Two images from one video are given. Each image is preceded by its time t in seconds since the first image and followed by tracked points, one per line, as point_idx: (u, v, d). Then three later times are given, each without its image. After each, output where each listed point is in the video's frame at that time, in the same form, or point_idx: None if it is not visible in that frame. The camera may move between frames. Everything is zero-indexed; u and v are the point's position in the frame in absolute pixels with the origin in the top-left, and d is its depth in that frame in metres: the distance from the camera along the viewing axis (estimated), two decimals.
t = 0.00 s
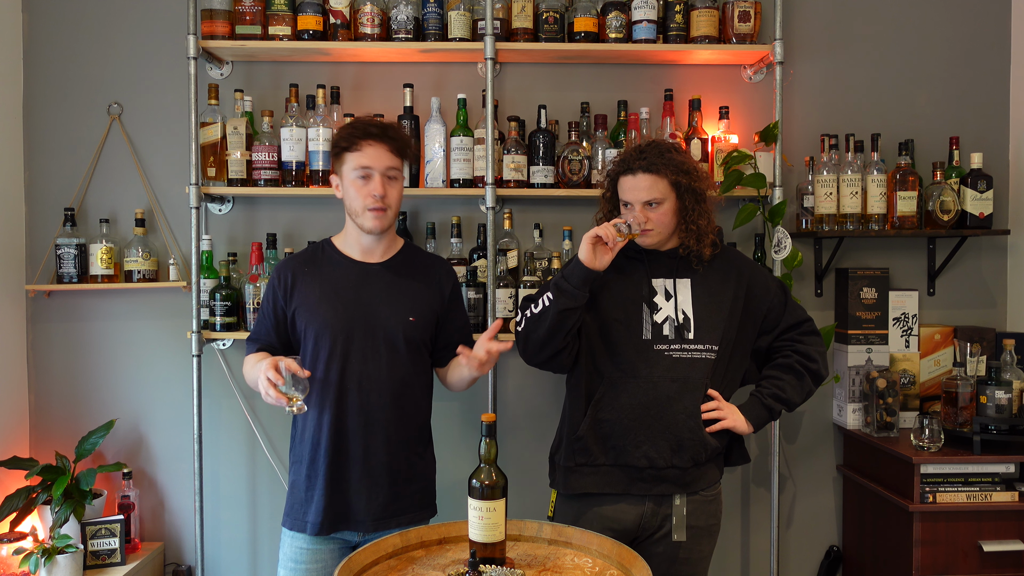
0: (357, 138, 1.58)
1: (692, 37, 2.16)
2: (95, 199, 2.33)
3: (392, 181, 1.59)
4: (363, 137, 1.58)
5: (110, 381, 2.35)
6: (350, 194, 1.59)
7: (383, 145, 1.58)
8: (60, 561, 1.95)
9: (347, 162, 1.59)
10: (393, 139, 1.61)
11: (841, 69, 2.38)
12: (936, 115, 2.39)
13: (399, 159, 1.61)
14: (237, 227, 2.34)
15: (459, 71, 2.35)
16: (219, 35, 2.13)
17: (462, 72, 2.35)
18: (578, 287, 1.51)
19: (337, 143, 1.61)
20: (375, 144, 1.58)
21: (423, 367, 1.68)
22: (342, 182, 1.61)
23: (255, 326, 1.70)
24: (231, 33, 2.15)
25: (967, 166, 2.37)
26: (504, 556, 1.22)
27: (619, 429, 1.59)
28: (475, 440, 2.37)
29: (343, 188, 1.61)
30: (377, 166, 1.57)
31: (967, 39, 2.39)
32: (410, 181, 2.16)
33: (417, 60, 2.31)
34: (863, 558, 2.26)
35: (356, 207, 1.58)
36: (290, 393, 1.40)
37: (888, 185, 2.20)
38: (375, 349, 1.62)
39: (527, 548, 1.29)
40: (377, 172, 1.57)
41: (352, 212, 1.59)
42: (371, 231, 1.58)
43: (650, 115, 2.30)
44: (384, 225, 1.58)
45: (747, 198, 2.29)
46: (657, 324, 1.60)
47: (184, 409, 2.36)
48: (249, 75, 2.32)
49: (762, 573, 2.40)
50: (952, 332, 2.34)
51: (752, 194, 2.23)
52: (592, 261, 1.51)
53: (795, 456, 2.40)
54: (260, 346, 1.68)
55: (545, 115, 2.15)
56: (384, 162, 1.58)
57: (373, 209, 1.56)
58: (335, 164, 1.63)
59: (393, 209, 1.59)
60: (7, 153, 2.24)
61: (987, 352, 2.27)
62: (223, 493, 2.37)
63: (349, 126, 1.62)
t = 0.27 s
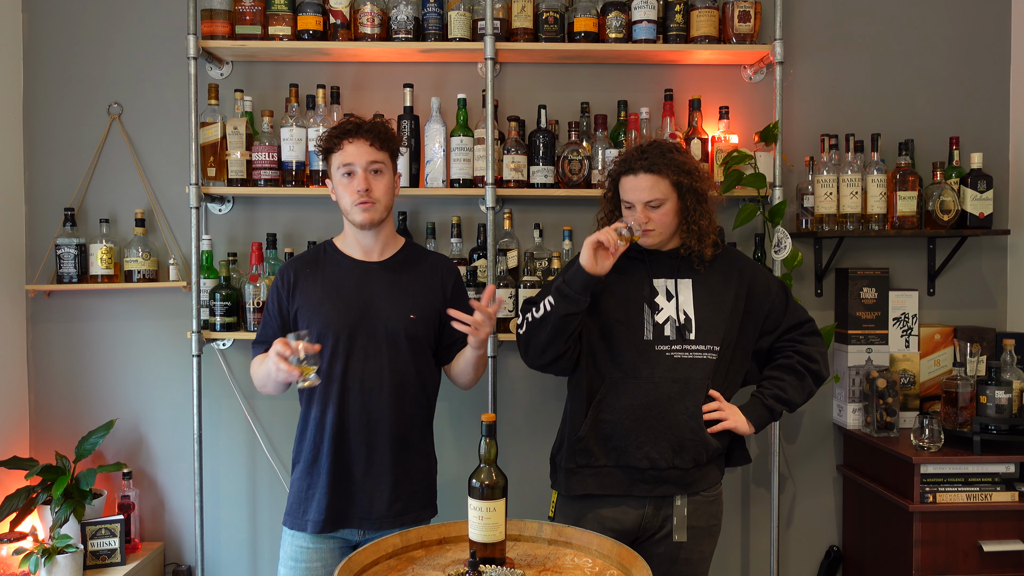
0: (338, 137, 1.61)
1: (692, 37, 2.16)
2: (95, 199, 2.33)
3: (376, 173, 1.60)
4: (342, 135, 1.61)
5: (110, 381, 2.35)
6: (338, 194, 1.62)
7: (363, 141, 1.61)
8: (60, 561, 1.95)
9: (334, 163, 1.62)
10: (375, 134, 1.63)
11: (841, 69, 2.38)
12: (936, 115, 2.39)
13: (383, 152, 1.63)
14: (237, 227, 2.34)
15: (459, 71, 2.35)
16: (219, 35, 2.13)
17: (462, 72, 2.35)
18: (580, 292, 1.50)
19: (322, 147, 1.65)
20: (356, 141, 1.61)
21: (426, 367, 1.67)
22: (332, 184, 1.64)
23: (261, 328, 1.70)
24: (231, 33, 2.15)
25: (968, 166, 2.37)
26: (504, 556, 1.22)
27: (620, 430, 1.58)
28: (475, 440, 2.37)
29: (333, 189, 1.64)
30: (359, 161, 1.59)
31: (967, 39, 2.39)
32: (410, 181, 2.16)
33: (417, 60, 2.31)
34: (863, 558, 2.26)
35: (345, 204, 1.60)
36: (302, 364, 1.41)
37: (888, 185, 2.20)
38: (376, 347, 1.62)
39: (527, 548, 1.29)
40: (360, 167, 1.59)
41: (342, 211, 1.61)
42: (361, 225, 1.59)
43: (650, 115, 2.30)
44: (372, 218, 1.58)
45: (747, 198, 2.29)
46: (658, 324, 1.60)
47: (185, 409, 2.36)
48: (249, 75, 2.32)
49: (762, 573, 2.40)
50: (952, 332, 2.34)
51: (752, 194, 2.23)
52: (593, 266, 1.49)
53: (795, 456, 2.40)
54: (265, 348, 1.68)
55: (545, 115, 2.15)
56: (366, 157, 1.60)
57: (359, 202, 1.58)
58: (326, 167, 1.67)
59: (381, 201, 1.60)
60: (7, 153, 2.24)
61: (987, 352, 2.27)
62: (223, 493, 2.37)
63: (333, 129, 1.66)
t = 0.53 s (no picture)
0: (342, 136, 1.61)
1: (693, 37, 2.16)
2: (95, 199, 2.33)
3: (379, 174, 1.61)
4: (346, 134, 1.62)
5: (110, 382, 2.35)
6: (340, 192, 1.62)
7: (366, 140, 1.61)
8: (60, 561, 1.95)
9: (337, 161, 1.63)
10: (377, 133, 1.63)
11: (841, 69, 2.38)
12: (937, 115, 2.39)
13: (386, 153, 1.63)
14: (237, 227, 2.34)
15: (460, 71, 2.35)
16: (219, 35, 2.13)
17: (462, 72, 2.35)
18: (585, 348, 1.48)
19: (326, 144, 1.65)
20: (359, 140, 1.61)
21: (423, 369, 1.66)
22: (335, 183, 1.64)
23: (264, 328, 1.71)
24: (231, 33, 2.15)
25: (968, 166, 2.37)
26: (504, 556, 1.22)
27: (625, 434, 1.58)
28: (476, 440, 2.37)
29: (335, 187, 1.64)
30: (362, 161, 1.60)
31: (967, 38, 2.39)
32: (410, 181, 2.16)
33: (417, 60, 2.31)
34: (863, 557, 2.26)
35: (345, 202, 1.60)
36: (327, 409, 1.47)
37: (888, 185, 2.20)
38: (372, 348, 1.62)
39: (527, 548, 1.29)
40: (362, 167, 1.60)
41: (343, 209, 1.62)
42: (360, 225, 1.60)
43: (650, 115, 2.30)
44: (371, 219, 1.59)
45: (747, 198, 2.29)
46: (661, 326, 1.60)
47: (184, 409, 2.36)
48: (249, 75, 2.32)
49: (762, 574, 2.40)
50: (952, 333, 2.34)
51: (752, 194, 2.23)
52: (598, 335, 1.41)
53: (795, 456, 2.40)
54: (269, 352, 1.68)
55: (545, 115, 2.15)
56: (369, 156, 1.60)
57: (360, 202, 1.58)
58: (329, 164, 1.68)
59: (382, 202, 1.60)
60: (7, 153, 2.24)
61: (987, 352, 2.27)
62: (224, 494, 2.37)
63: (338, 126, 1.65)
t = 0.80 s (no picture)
0: (354, 140, 1.58)
1: (693, 37, 2.16)
2: (95, 198, 2.33)
3: (389, 183, 1.60)
4: (361, 139, 1.59)
5: (111, 382, 2.35)
6: (348, 195, 1.60)
7: (380, 147, 1.60)
8: (60, 561, 1.95)
9: (345, 164, 1.59)
10: (388, 139, 1.62)
11: (841, 69, 2.38)
12: (937, 115, 2.39)
13: (395, 162, 1.62)
14: (237, 227, 2.34)
15: (460, 71, 2.35)
16: (219, 35, 2.13)
17: (462, 72, 2.35)
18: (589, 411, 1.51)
19: (333, 145, 1.61)
20: (372, 146, 1.59)
21: (417, 367, 1.65)
22: (341, 184, 1.61)
23: (257, 329, 1.70)
24: (231, 33, 2.15)
25: (968, 166, 2.37)
26: (504, 556, 1.22)
27: (625, 436, 1.58)
28: (476, 440, 2.37)
29: (341, 189, 1.62)
30: (376, 168, 1.58)
31: (967, 38, 2.39)
32: (410, 181, 2.16)
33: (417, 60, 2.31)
34: (863, 558, 2.26)
35: (354, 207, 1.58)
36: (305, 425, 1.39)
37: (888, 185, 2.20)
38: (365, 346, 1.61)
39: (527, 548, 1.29)
40: (376, 174, 1.58)
41: (350, 213, 1.59)
42: (370, 231, 1.59)
43: (650, 114, 2.30)
44: (381, 226, 1.59)
45: (747, 198, 2.29)
46: (659, 329, 1.60)
47: (184, 409, 2.36)
48: (249, 75, 2.32)
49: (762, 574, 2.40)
50: (952, 332, 2.34)
51: (752, 195, 2.23)
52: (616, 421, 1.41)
53: (795, 456, 2.40)
54: (263, 352, 1.68)
55: (545, 115, 2.15)
56: (383, 163, 1.59)
57: (372, 209, 1.57)
58: (333, 166, 1.64)
59: (392, 210, 1.61)
60: (7, 153, 2.24)
61: (987, 352, 2.27)
62: (224, 495, 2.37)
63: (345, 128, 1.62)
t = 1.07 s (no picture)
0: (345, 142, 1.58)
1: (692, 37, 2.16)
2: (95, 198, 2.33)
3: (376, 186, 1.60)
4: (352, 142, 1.58)
5: (110, 382, 2.35)
6: (332, 195, 1.59)
7: (370, 151, 1.59)
8: (60, 561, 1.95)
9: (333, 164, 1.58)
10: (378, 143, 1.61)
11: (841, 69, 2.38)
12: (936, 115, 2.39)
13: (383, 165, 1.63)
14: (237, 227, 2.34)
15: (460, 71, 2.35)
16: (219, 35, 2.13)
17: (462, 72, 2.35)
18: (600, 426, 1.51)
19: (322, 145, 1.59)
20: (361, 149, 1.59)
21: (398, 363, 1.65)
22: (325, 184, 1.60)
23: (242, 330, 1.68)
24: (231, 33, 2.15)
25: (968, 166, 2.37)
26: (504, 556, 1.22)
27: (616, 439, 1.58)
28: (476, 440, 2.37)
29: (325, 188, 1.60)
30: (365, 172, 1.58)
31: (966, 38, 2.39)
32: (410, 181, 2.16)
33: (417, 60, 2.31)
34: (863, 558, 2.26)
35: (339, 209, 1.58)
36: (293, 414, 1.42)
37: (888, 185, 2.20)
38: (346, 343, 1.61)
39: (527, 548, 1.29)
40: (363, 177, 1.58)
41: (334, 213, 1.59)
42: (352, 233, 1.59)
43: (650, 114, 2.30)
44: (363, 229, 1.59)
45: (747, 198, 2.29)
46: (647, 330, 1.59)
47: (184, 409, 2.36)
48: (249, 75, 2.32)
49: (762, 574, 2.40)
50: (952, 332, 2.34)
51: (752, 194, 2.23)
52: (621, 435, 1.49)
53: (795, 456, 2.40)
54: (248, 352, 1.66)
55: (545, 115, 2.15)
56: (371, 167, 1.59)
57: (357, 213, 1.58)
58: (319, 164, 1.62)
59: (374, 213, 1.61)
60: (7, 153, 2.24)
61: (987, 352, 2.27)
62: (224, 496, 2.37)
63: (336, 128, 1.61)
